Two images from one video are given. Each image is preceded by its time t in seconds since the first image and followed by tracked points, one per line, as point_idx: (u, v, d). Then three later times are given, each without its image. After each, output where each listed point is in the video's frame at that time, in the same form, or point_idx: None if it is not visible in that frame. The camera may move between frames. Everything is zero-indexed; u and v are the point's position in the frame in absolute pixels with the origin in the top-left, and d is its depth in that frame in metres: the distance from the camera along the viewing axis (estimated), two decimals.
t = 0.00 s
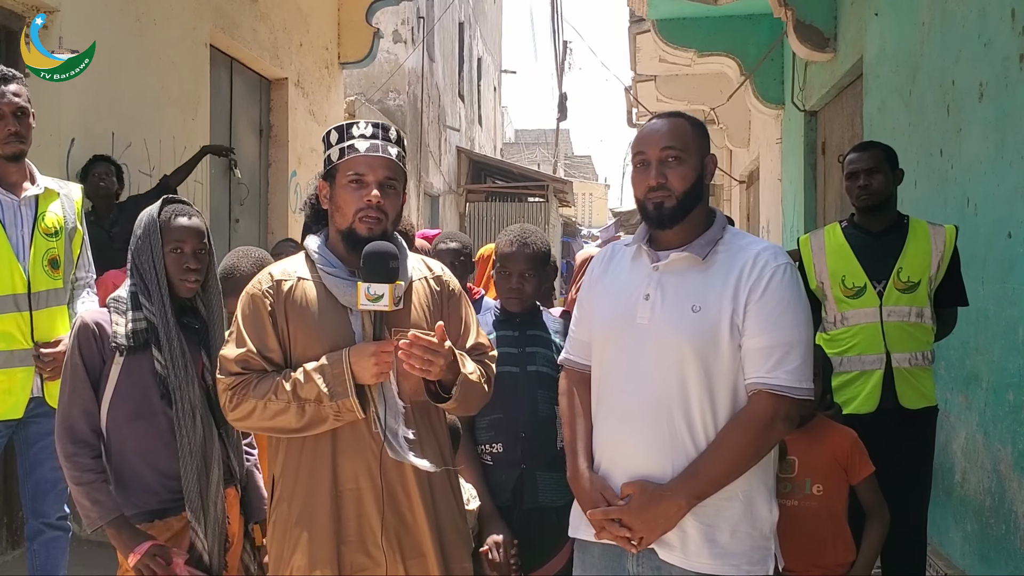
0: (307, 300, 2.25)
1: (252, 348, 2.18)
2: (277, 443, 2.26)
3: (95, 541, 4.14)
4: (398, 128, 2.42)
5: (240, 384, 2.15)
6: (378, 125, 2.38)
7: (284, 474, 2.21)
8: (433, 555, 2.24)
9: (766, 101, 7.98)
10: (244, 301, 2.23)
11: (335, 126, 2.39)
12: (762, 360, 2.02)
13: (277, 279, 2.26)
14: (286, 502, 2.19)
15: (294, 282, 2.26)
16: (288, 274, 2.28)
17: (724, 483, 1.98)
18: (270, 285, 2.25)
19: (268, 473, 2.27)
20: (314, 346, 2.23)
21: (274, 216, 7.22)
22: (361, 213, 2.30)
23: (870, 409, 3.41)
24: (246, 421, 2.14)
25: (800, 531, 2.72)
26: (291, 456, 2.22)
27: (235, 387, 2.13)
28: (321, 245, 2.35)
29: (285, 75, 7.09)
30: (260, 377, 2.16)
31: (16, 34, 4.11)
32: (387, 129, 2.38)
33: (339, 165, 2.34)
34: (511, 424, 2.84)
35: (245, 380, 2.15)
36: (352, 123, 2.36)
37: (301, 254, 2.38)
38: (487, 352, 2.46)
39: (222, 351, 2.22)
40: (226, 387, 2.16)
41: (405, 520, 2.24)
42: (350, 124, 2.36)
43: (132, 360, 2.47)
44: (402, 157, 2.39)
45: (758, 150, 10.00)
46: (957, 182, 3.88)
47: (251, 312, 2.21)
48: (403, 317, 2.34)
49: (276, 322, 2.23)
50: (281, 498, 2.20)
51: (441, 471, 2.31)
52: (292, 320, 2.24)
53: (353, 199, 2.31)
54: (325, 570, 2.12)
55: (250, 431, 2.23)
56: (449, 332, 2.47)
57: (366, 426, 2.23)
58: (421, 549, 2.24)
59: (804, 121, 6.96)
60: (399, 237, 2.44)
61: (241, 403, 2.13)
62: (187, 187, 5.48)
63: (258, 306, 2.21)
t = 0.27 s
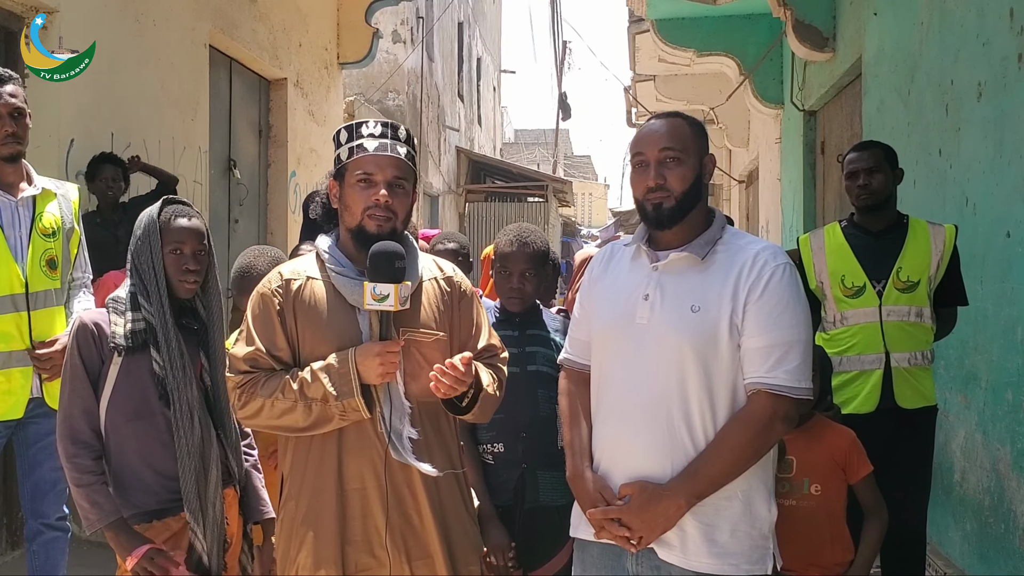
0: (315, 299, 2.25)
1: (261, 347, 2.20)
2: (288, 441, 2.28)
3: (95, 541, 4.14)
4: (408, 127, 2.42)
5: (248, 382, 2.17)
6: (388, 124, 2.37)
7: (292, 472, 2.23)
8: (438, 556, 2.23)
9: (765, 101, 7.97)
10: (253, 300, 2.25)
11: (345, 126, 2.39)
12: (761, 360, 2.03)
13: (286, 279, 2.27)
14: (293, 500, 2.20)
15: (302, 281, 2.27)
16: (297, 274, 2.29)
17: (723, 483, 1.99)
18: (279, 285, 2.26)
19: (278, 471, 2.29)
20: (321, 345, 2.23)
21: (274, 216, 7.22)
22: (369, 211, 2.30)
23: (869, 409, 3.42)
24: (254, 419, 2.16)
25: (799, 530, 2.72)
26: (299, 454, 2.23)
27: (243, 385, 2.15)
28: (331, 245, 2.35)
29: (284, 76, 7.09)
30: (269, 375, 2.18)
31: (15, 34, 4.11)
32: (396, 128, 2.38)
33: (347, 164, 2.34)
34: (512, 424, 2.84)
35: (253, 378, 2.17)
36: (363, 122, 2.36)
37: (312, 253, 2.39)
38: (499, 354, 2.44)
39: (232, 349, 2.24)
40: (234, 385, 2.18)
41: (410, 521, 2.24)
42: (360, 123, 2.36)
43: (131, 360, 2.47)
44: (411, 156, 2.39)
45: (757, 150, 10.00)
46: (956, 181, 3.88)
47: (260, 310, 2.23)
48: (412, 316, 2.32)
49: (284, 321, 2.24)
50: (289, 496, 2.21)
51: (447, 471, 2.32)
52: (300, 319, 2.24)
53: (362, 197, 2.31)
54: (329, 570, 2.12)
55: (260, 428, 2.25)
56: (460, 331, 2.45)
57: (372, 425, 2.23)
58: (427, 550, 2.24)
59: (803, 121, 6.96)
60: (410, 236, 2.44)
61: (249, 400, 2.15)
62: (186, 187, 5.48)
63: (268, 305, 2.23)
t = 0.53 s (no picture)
0: (327, 298, 2.26)
1: (273, 345, 2.21)
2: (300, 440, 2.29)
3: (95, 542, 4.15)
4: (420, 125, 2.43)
5: (260, 380, 2.18)
6: (399, 121, 2.39)
7: (303, 471, 2.24)
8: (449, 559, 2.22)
9: (766, 101, 7.94)
10: (267, 299, 2.26)
11: (357, 125, 2.43)
12: (760, 359, 2.03)
13: (300, 277, 2.28)
14: (304, 500, 2.21)
15: (315, 280, 2.28)
16: (311, 273, 2.30)
17: (723, 482, 1.99)
18: (292, 284, 2.27)
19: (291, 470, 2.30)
20: (332, 345, 2.24)
21: (274, 216, 7.22)
22: (381, 207, 2.30)
23: (868, 409, 3.42)
24: (266, 417, 2.18)
25: (799, 529, 2.73)
26: (310, 453, 2.24)
27: (256, 383, 2.16)
28: (343, 244, 2.36)
29: (284, 76, 7.09)
30: (280, 374, 2.19)
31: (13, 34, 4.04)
32: (408, 126, 2.40)
33: (359, 162, 2.36)
34: (512, 424, 2.85)
35: (266, 376, 2.18)
36: (373, 120, 2.39)
37: (326, 253, 2.40)
38: (511, 355, 2.46)
39: (245, 348, 2.25)
40: (247, 382, 2.19)
41: (420, 523, 2.22)
42: (372, 122, 2.39)
43: (125, 364, 2.46)
44: (423, 153, 2.39)
45: (756, 149, 10.01)
46: (955, 181, 3.89)
47: (273, 310, 2.24)
48: (425, 317, 2.32)
49: (297, 320, 2.25)
50: (300, 495, 2.22)
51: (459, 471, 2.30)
52: (313, 319, 2.25)
53: (373, 194, 2.31)
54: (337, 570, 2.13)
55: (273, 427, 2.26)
56: (474, 331, 2.45)
57: (382, 425, 2.23)
58: (438, 552, 2.23)
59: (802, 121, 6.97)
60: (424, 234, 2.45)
61: (261, 399, 2.16)
62: (185, 188, 5.49)
63: (280, 305, 2.24)
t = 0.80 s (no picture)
0: (339, 299, 2.25)
1: (285, 344, 2.22)
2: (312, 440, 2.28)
3: (94, 543, 4.15)
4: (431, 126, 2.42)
5: (272, 380, 2.18)
6: (411, 123, 2.39)
7: (314, 471, 2.23)
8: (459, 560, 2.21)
9: (765, 101, 7.95)
10: (280, 299, 2.26)
11: (369, 127, 2.43)
12: (760, 359, 2.02)
13: (311, 278, 2.29)
14: (314, 500, 2.21)
15: (327, 280, 2.28)
16: (323, 273, 2.30)
17: (724, 482, 1.98)
18: (304, 284, 2.27)
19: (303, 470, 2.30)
20: (344, 344, 2.23)
21: (274, 217, 7.22)
22: (393, 208, 2.30)
23: (868, 409, 3.42)
24: (277, 417, 2.18)
25: (799, 530, 2.72)
26: (321, 453, 2.24)
27: (267, 383, 2.17)
28: (355, 245, 2.36)
29: (284, 76, 7.09)
30: (291, 374, 2.19)
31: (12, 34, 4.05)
32: (419, 127, 2.40)
33: (371, 163, 2.35)
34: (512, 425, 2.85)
35: (277, 376, 2.18)
36: (385, 122, 2.39)
37: (339, 254, 2.40)
38: (524, 356, 2.46)
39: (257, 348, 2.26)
40: (259, 381, 2.20)
41: (430, 524, 2.22)
42: (383, 123, 2.39)
43: (128, 365, 2.45)
44: (434, 154, 2.39)
45: (756, 149, 10.01)
46: (955, 181, 3.88)
47: (286, 310, 2.25)
48: (436, 318, 2.32)
49: (308, 321, 2.25)
50: (310, 496, 2.22)
51: (470, 472, 2.30)
52: (324, 319, 2.25)
53: (385, 195, 2.31)
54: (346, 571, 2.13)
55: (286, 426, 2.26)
56: (487, 332, 2.45)
57: (392, 426, 2.22)
58: (448, 555, 2.22)
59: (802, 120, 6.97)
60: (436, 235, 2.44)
61: (272, 399, 2.16)
62: (185, 188, 5.49)
63: (292, 304, 2.24)
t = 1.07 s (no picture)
0: (346, 300, 2.25)
1: (291, 344, 2.21)
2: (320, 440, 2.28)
3: (92, 544, 4.14)
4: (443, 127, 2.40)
5: (278, 380, 2.18)
6: (423, 124, 2.37)
7: (322, 471, 2.23)
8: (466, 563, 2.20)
9: (763, 101, 7.96)
10: (287, 299, 2.25)
11: (380, 126, 2.40)
12: (760, 359, 2.02)
13: (319, 278, 2.28)
14: (321, 500, 2.20)
15: (334, 280, 2.27)
16: (330, 274, 2.30)
17: (724, 483, 1.98)
18: (311, 284, 2.27)
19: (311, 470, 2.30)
20: (351, 346, 2.23)
21: (272, 217, 7.21)
22: (401, 210, 2.29)
23: (868, 409, 3.41)
24: (284, 418, 2.18)
25: (799, 530, 2.72)
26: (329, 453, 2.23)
27: (273, 383, 2.16)
28: (363, 245, 2.34)
29: (283, 77, 7.09)
30: (298, 375, 2.18)
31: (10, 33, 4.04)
32: (431, 128, 2.38)
33: (382, 163, 2.33)
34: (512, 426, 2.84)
35: (284, 376, 2.18)
36: (397, 122, 2.36)
37: (347, 253, 2.39)
38: (534, 356, 2.44)
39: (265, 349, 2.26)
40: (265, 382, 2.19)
41: (436, 526, 2.21)
42: (394, 123, 2.37)
43: (129, 364, 2.44)
44: (445, 156, 2.38)
45: (755, 149, 10.01)
46: (954, 181, 3.88)
47: (293, 310, 2.24)
48: (444, 318, 2.31)
49: (315, 321, 2.25)
50: (317, 496, 2.21)
51: (477, 473, 2.29)
52: (331, 320, 2.24)
53: (394, 197, 2.30)
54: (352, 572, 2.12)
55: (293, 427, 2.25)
56: (495, 332, 2.45)
57: (398, 426, 2.22)
58: (456, 556, 2.21)
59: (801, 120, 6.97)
60: (444, 236, 2.43)
61: (279, 399, 2.16)
62: (183, 189, 5.48)
63: (299, 304, 2.24)
